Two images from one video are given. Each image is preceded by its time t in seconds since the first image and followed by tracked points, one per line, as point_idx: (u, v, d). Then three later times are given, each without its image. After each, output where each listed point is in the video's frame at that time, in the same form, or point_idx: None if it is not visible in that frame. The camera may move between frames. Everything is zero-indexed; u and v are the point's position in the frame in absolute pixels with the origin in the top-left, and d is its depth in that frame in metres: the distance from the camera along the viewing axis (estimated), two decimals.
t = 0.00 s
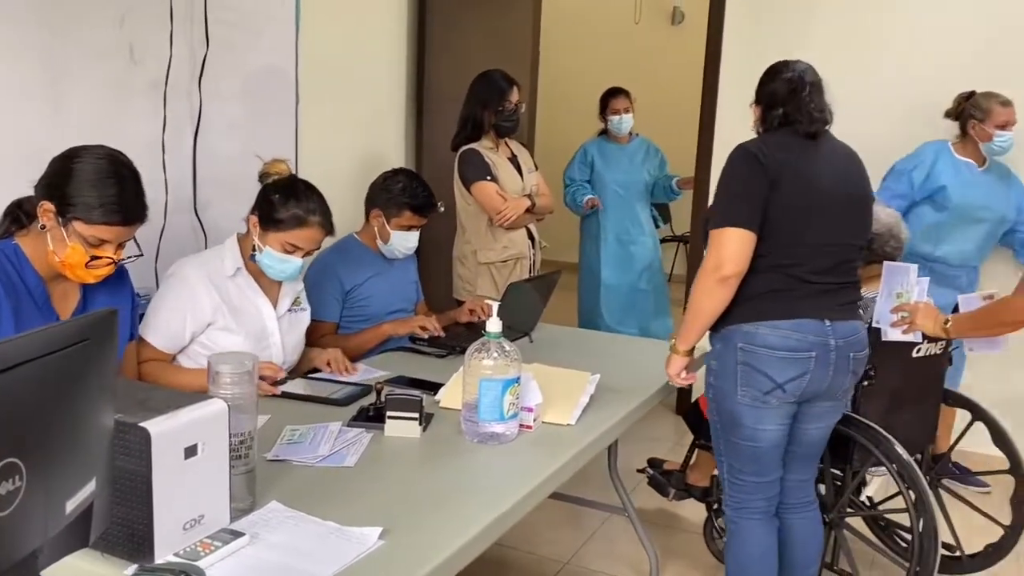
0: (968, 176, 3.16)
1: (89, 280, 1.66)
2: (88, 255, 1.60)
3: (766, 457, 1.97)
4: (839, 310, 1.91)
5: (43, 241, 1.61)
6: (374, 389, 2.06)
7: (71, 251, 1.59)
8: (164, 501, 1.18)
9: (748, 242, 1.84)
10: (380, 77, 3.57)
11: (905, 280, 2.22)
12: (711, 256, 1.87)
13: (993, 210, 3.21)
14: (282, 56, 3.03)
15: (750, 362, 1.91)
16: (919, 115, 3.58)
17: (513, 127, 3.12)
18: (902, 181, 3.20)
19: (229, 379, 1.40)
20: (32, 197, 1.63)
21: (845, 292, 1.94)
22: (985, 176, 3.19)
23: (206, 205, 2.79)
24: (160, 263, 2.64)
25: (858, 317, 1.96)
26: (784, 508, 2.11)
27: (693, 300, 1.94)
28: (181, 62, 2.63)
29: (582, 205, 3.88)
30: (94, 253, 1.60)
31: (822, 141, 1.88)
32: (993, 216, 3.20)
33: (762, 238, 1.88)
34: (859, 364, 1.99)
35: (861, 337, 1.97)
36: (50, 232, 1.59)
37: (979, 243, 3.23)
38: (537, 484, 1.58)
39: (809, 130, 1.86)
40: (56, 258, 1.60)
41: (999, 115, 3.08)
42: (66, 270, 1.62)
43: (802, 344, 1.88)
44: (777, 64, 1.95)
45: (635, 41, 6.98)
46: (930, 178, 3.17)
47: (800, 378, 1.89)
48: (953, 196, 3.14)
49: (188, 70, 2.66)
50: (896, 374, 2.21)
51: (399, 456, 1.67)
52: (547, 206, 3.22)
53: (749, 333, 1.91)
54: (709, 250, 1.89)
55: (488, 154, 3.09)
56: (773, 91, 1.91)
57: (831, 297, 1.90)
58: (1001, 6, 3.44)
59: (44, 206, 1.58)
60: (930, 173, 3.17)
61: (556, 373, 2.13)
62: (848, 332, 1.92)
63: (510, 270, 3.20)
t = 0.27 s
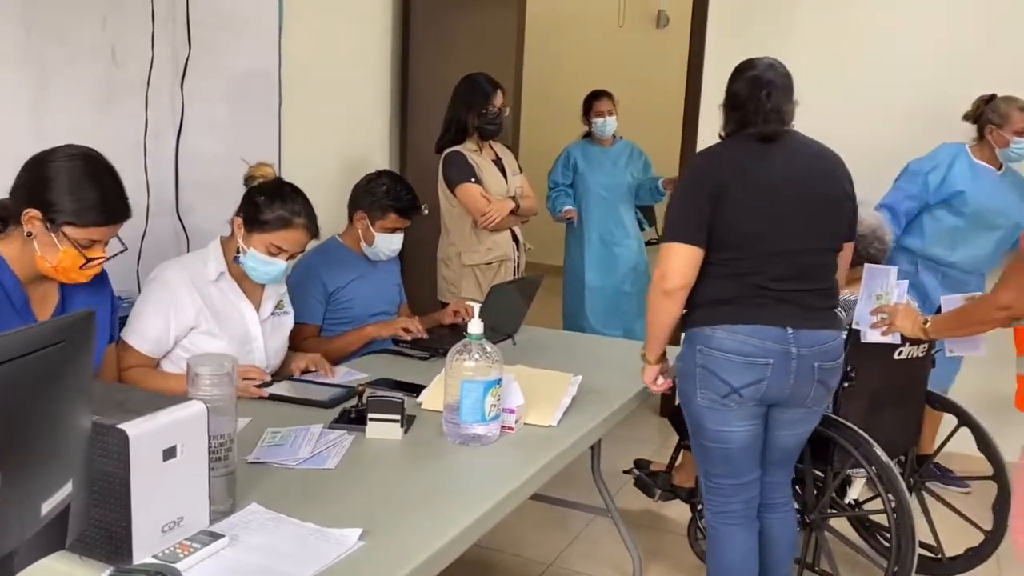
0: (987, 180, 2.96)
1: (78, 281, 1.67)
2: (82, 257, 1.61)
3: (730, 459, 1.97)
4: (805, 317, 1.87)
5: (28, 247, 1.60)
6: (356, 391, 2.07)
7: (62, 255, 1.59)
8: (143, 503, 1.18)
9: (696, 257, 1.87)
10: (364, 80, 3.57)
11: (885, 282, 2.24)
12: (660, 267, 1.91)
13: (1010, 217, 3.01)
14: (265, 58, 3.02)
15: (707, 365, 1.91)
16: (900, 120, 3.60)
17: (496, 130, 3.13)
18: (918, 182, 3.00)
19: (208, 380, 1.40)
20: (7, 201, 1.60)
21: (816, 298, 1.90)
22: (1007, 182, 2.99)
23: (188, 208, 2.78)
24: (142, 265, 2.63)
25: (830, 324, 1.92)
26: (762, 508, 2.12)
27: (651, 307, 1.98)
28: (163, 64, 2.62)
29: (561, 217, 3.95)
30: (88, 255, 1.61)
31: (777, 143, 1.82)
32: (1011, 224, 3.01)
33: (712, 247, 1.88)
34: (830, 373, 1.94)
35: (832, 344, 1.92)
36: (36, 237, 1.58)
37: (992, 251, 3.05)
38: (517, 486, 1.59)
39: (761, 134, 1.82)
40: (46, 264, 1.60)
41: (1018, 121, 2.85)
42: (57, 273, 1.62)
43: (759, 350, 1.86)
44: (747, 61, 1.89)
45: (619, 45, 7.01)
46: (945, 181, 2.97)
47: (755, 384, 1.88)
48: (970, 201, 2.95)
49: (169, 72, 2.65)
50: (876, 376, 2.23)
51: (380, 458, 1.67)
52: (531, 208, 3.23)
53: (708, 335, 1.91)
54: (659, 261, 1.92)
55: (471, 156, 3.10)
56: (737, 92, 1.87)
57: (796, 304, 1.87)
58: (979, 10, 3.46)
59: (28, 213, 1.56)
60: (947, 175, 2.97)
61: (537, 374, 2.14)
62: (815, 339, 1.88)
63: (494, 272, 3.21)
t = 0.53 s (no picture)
0: (987, 187, 2.93)
1: (56, 283, 1.66)
2: (62, 259, 1.60)
3: (701, 458, 1.98)
4: (774, 322, 1.84)
5: (5, 248, 1.59)
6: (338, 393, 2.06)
7: (42, 257, 1.58)
8: (120, 506, 1.18)
9: (660, 266, 1.91)
10: (347, 82, 3.57)
11: (864, 285, 2.31)
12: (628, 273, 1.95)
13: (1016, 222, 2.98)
14: (248, 59, 3.01)
15: (673, 366, 1.93)
16: (881, 122, 3.63)
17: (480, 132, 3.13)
18: (916, 196, 2.97)
19: (187, 382, 1.40)
20: None
21: (793, 303, 1.86)
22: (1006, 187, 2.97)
23: (170, 210, 2.77)
24: (123, 268, 2.62)
25: (807, 329, 1.87)
26: (747, 511, 2.09)
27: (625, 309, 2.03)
28: (144, 65, 2.61)
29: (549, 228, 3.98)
30: (67, 257, 1.61)
31: (741, 147, 1.80)
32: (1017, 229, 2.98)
33: (678, 252, 1.90)
34: (805, 380, 1.90)
35: (807, 351, 1.87)
36: (15, 240, 1.57)
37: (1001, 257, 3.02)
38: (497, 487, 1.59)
39: (723, 139, 1.81)
40: (27, 266, 1.59)
41: (1013, 124, 2.80)
42: (35, 275, 1.62)
43: (720, 352, 1.86)
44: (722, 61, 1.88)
45: (603, 48, 7.07)
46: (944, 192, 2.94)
47: (717, 385, 1.88)
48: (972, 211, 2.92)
49: (150, 74, 2.64)
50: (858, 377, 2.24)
51: (360, 460, 1.67)
52: (515, 210, 3.24)
53: (674, 335, 1.92)
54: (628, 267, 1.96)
55: (455, 158, 3.10)
56: (708, 95, 1.87)
57: (765, 309, 1.84)
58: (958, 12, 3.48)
59: (6, 215, 1.56)
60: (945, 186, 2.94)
61: (519, 376, 2.14)
62: (785, 344, 1.85)
63: (478, 274, 3.21)
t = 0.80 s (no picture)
0: (983, 188, 2.93)
1: (25, 288, 1.62)
2: (31, 261, 1.58)
3: (687, 457, 1.99)
4: (764, 324, 1.81)
5: None
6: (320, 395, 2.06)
7: (11, 257, 1.55)
8: (99, 508, 1.18)
9: (658, 271, 1.93)
10: (332, 84, 3.57)
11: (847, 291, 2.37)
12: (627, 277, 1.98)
13: None
14: (231, 61, 3.01)
15: (662, 365, 1.94)
16: (861, 124, 3.68)
17: (465, 135, 3.14)
18: (915, 205, 2.98)
19: (167, 384, 1.39)
20: None
21: (787, 307, 1.82)
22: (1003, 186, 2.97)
23: (152, 212, 2.76)
24: (104, 270, 2.61)
25: (801, 333, 1.83)
26: (741, 523, 2.05)
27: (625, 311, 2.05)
28: (126, 67, 2.60)
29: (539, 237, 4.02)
30: (37, 259, 1.59)
31: (746, 156, 1.77)
32: None
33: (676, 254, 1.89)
34: (797, 384, 1.85)
35: (800, 355, 1.83)
36: None
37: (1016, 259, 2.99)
38: (478, 489, 1.59)
39: (727, 149, 1.77)
40: None
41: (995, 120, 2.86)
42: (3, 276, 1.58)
43: (705, 352, 1.85)
44: (725, 63, 1.82)
45: (587, 52, 7.14)
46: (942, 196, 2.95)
47: (703, 385, 1.88)
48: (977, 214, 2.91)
49: (133, 75, 2.63)
50: (839, 378, 2.25)
51: (342, 461, 1.67)
52: (500, 212, 3.25)
53: (665, 335, 1.93)
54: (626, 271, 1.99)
55: (439, 160, 3.10)
56: (715, 98, 1.81)
57: (755, 311, 1.82)
58: (936, 17, 3.53)
59: None
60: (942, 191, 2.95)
61: (502, 377, 2.15)
62: (775, 346, 1.82)
63: (462, 276, 3.21)
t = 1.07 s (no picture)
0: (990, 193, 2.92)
1: None
2: None
3: (679, 460, 2.00)
4: (757, 326, 1.80)
5: None
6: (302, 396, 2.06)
7: None
8: (76, 510, 1.17)
9: (662, 269, 1.96)
10: (315, 86, 3.56)
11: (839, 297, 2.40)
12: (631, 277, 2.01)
13: None
14: (214, 62, 3.00)
15: (657, 369, 1.95)
16: (843, 127, 3.71)
17: (449, 136, 3.14)
18: (927, 217, 2.96)
19: (146, 385, 1.39)
20: None
21: (781, 310, 1.80)
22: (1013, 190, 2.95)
23: (134, 214, 2.75)
24: (86, 272, 2.59)
25: (797, 337, 1.81)
26: (734, 533, 2.02)
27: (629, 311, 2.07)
28: (108, 68, 2.59)
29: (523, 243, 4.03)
30: None
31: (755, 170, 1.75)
32: None
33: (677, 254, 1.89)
34: (792, 390, 1.83)
35: (795, 360, 1.81)
36: None
37: None
38: (459, 490, 1.59)
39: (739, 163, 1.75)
40: None
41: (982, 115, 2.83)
42: None
43: (696, 356, 1.85)
44: (739, 74, 1.79)
45: (573, 54, 7.17)
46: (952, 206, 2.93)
47: (692, 387, 1.88)
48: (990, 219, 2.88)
49: (115, 76, 2.62)
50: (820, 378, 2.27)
51: (323, 462, 1.67)
52: (483, 214, 3.26)
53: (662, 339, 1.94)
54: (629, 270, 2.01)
55: (423, 162, 3.10)
56: (730, 106, 1.78)
57: (748, 313, 1.80)
58: (916, 20, 3.56)
59: None
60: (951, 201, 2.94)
61: (484, 378, 2.15)
62: (766, 350, 1.80)
63: (446, 277, 3.21)
